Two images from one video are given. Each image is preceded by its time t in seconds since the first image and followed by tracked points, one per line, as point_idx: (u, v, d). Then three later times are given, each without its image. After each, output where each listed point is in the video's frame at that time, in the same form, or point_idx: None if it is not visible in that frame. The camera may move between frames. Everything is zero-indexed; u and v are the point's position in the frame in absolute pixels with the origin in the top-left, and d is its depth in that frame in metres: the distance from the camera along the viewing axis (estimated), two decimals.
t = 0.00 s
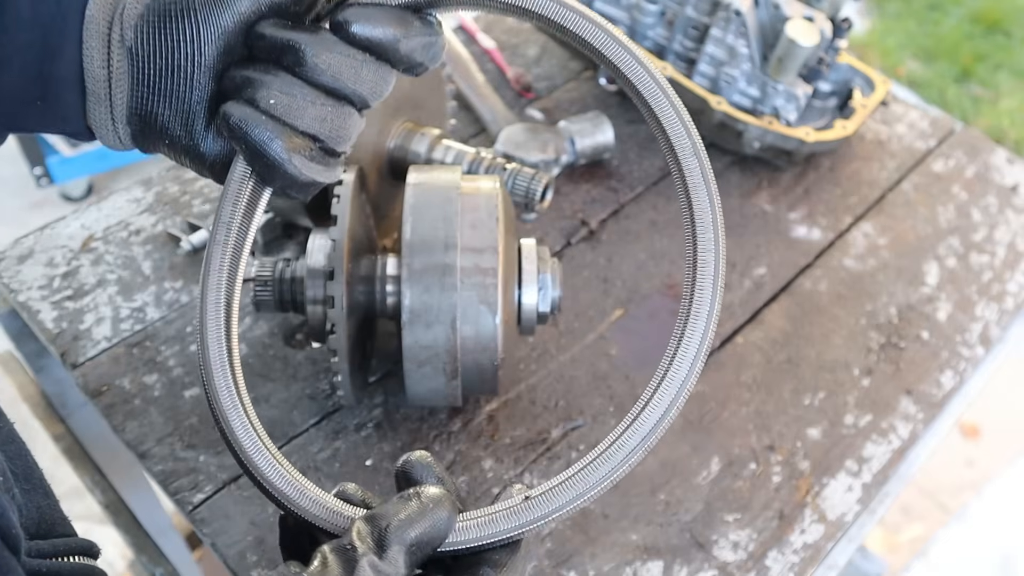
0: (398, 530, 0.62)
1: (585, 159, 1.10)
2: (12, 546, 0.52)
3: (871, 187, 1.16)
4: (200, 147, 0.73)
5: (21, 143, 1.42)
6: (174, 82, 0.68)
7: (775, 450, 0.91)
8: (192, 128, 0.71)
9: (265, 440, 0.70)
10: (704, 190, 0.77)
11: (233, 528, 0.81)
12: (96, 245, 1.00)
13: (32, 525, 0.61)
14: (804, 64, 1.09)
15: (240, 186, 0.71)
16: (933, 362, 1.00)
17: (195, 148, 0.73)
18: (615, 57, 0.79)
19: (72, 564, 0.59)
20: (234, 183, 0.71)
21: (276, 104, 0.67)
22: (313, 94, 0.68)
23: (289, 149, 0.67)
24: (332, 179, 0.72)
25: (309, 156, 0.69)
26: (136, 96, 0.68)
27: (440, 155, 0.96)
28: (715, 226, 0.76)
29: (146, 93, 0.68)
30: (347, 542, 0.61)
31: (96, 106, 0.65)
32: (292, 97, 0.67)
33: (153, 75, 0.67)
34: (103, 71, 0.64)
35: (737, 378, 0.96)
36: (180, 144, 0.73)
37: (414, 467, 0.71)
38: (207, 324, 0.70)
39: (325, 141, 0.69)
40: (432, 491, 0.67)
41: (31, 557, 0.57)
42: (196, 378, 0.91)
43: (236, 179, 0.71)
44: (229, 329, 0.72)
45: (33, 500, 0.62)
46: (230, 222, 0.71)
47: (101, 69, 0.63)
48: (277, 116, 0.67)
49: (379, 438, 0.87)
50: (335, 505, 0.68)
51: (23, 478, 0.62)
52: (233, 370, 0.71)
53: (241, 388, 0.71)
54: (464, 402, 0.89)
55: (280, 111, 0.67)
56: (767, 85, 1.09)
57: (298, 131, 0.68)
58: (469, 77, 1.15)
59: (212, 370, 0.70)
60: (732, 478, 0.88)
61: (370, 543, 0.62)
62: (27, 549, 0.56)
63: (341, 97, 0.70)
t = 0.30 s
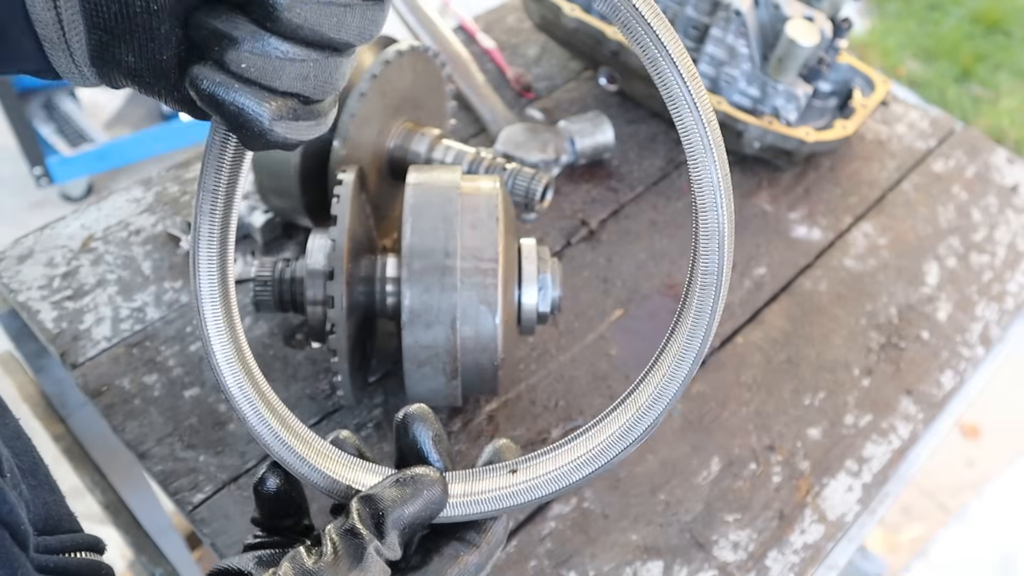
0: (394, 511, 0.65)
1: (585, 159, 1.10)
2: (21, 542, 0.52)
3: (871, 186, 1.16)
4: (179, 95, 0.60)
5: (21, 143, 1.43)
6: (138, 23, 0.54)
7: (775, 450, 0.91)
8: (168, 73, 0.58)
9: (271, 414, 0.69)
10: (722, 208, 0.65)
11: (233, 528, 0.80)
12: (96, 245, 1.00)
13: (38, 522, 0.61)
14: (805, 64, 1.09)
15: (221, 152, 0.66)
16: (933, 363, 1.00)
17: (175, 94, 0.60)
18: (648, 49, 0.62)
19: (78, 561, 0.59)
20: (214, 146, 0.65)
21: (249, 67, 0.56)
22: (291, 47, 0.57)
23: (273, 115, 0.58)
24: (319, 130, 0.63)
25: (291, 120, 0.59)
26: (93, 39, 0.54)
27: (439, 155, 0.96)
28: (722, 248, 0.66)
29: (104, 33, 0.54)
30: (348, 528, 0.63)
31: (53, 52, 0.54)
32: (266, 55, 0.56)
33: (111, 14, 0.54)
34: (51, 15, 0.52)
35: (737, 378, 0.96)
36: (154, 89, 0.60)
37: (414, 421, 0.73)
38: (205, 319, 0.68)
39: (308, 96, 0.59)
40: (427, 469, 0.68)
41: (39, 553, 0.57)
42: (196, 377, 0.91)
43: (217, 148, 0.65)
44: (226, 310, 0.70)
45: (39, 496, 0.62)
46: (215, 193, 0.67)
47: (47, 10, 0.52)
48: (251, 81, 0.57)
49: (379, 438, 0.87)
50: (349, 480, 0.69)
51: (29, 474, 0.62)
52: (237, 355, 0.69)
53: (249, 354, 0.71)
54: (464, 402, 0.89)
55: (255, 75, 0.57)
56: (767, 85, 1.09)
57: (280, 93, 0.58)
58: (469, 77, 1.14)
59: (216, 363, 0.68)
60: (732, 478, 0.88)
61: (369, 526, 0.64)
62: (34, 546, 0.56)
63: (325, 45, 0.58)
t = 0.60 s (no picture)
0: (381, 482, 0.65)
1: (585, 159, 1.10)
2: (24, 537, 0.52)
3: (872, 187, 1.16)
4: (151, 67, 0.53)
5: (21, 143, 1.42)
6: None
7: (775, 450, 0.91)
8: (135, 42, 0.51)
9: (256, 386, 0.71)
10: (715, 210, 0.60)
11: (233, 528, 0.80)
12: (96, 245, 1.00)
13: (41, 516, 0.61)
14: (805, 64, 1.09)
15: (196, 122, 0.61)
16: (933, 363, 1.00)
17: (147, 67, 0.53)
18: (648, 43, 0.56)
19: (81, 555, 0.59)
20: (188, 116, 0.61)
21: (218, 42, 0.49)
22: (262, 18, 0.48)
23: (245, 91, 0.50)
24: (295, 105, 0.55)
25: (266, 100, 0.52)
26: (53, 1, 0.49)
27: (440, 155, 0.96)
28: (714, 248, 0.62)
29: None
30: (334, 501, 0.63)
31: (11, 15, 0.50)
32: (235, 26, 0.48)
33: None
34: None
35: (738, 378, 0.96)
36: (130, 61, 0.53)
37: (397, 388, 0.72)
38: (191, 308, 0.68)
39: (286, 71, 0.52)
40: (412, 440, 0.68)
41: (42, 547, 0.57)
42: (196, 377, 0.91)
43: (190, 124, 0.61)
44: (208, 286, 0.70)
45: (41, 491, 0.62)
46: (191, 165, 0.64)
47: None
48: (222, 55, 0.50)
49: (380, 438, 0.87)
50: (333, 450, 0.71)
51: (32, 469, 0.62)
52: (224, 337, 0.70)
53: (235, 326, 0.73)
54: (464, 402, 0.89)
55: (225, 49, 0.49)
56: (767, 85, 1.09)
57: (254, 65, 0.51)
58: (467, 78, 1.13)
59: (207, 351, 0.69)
60: (732, 478, 0.88)
61: (356, 499, 0.64)
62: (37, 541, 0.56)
63: (300, 15, 0.49)
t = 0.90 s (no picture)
0: (389, 523, 0.62)
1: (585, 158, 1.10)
2: (20, 540, 0.52)
3: (872, 187, 1.16)
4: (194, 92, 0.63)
5: (21, 143, 1.43)
6: (161, 19, 0.59)
7: (775, 450, 0.91)
8: (183, 69, 0.62)
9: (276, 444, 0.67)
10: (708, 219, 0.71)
11: (233, 529, 0.80)
12: (96, 245, 1.00)
13: (38, 516, 0.61)
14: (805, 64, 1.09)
15: (235, 142, 0.64)
16: (933, 363, 1.00)
17: (185, 93, 0.63)
18: (646, 80, 0.71)
19: (77, 555, 0.59)
20: (227, 138, 0.64)
21: (276, 58, 0.60)
22: (314, 46, 0.61)
23: (291, 108, 0.61)
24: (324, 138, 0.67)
25: (307, 118, 0.63)
26: (116, 32, 0.60)
27: (440, 155, 0.96)
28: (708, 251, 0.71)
29: (130, 29, 0.60)
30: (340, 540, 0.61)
31: (72, 40, 0.60)
32: (291, 49, 0.60)
33: (133, 8, 0.59)
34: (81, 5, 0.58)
35: (738, 378, 0.96)
36: (171, 90, 0.64)
37: (398, 442, 0.70)
38: (204, 320, 0.65)
39: (323, 96, 0.64)
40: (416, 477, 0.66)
41: (39, 549, 0.57)
42: (196, 377, 0.91)
43: (229, 142, 0.64)
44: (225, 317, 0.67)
45: (39, 491, 0.61)
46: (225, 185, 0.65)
47: None
48: (274, 70, 0.60)
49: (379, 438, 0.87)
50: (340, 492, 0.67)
51: (30, 469, 0.62)
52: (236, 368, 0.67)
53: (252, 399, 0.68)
54: (464, 402, 0.89)
55: (279, 66, 0.60)
56: (767, 85, 1.09)
57: (299, 86, 0.62)
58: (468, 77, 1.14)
59: (217, 379, 0.65)
60: (732, 478, 0.88)
61: (361, 537, 0.62)
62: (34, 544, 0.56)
63: (344, 51, 0.64)
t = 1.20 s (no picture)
0: (414, 544, 0.59)
1: (585, 158, 1.10)
2: (26, 555, 0.52)
3: (871, 187, 1.16)
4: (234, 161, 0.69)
5: (21, 146, 1.42)
6: (210, 93, 0.67)
7: (775, 450, 0.91)
8: (225, 140, 0.68)
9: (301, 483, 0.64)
10: (699, 263, 0.74)
11: (233, 528, 0.81)
12: (96, 245, 1.00)
13: (44, 529, 0.60)
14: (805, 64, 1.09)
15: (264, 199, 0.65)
16: (933, 363, 1.00)
17: (219, 163, 0.69)
18: (631, 140, 0.76)
19: (84, 569, 0.59)
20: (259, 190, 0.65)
21: (313, 121, 0.66)
22: (345, 115, 0.68)
23: (320, 166, 0.65)
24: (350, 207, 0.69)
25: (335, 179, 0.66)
26: (166, 105, 0.66)
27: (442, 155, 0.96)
28: (704, 289, 0.73)
29: (179, 104, 0.67)
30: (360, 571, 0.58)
31: (127, 109, 0.66)
32: (326, 115, 0.67)
33: (188, 83, 0.66)
34: (141, 74, 0.64)
35: (737, 378, 0.96)
36: (206, 165, 0.70)
37: (415, 489, 0.67)
38: (229, 335, 0.63)
39: (351, 164, 0.68)
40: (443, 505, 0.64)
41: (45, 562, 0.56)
42: (196, 378, 0.91)
43: (263, 193, 0.66)
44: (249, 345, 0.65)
45: (45, 503, 0.61)
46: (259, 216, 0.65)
47: (140, 72, 0.64)
48: (310, 131, 0.66)
49: (379, 438, 0.87)
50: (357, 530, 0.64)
51: (37, 479, 0.62)
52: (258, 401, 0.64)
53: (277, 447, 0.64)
54: (464, 402, 0.89)
55: (314, 129, 0.66)
56: (767, 85, 1.09)
57: (330, 150, 0.67)
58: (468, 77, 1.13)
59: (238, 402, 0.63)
60: (732, 478, 0.88)
61: (386, 560, 0.58)
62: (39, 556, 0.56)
63: (369, 124, 0.69)
